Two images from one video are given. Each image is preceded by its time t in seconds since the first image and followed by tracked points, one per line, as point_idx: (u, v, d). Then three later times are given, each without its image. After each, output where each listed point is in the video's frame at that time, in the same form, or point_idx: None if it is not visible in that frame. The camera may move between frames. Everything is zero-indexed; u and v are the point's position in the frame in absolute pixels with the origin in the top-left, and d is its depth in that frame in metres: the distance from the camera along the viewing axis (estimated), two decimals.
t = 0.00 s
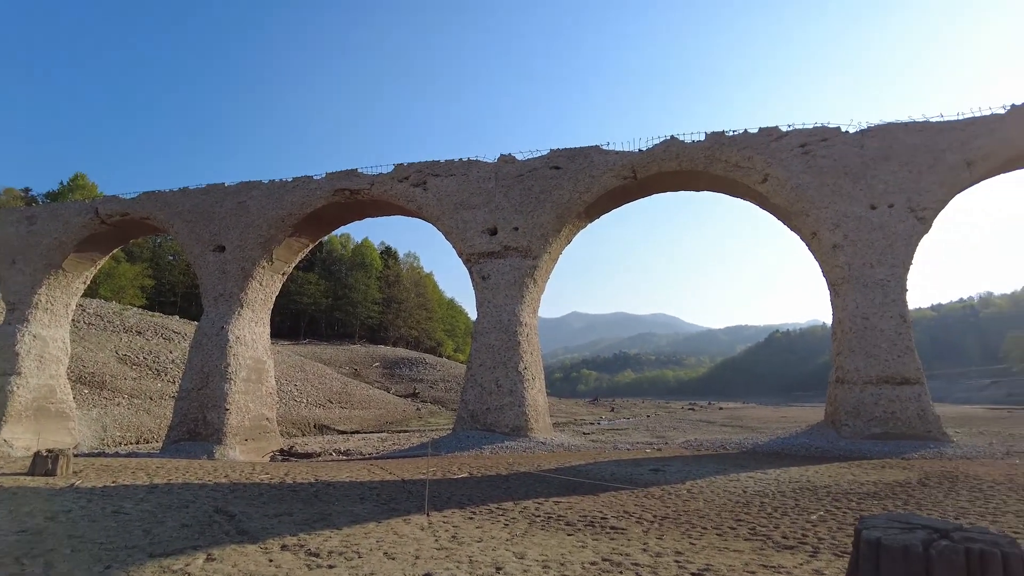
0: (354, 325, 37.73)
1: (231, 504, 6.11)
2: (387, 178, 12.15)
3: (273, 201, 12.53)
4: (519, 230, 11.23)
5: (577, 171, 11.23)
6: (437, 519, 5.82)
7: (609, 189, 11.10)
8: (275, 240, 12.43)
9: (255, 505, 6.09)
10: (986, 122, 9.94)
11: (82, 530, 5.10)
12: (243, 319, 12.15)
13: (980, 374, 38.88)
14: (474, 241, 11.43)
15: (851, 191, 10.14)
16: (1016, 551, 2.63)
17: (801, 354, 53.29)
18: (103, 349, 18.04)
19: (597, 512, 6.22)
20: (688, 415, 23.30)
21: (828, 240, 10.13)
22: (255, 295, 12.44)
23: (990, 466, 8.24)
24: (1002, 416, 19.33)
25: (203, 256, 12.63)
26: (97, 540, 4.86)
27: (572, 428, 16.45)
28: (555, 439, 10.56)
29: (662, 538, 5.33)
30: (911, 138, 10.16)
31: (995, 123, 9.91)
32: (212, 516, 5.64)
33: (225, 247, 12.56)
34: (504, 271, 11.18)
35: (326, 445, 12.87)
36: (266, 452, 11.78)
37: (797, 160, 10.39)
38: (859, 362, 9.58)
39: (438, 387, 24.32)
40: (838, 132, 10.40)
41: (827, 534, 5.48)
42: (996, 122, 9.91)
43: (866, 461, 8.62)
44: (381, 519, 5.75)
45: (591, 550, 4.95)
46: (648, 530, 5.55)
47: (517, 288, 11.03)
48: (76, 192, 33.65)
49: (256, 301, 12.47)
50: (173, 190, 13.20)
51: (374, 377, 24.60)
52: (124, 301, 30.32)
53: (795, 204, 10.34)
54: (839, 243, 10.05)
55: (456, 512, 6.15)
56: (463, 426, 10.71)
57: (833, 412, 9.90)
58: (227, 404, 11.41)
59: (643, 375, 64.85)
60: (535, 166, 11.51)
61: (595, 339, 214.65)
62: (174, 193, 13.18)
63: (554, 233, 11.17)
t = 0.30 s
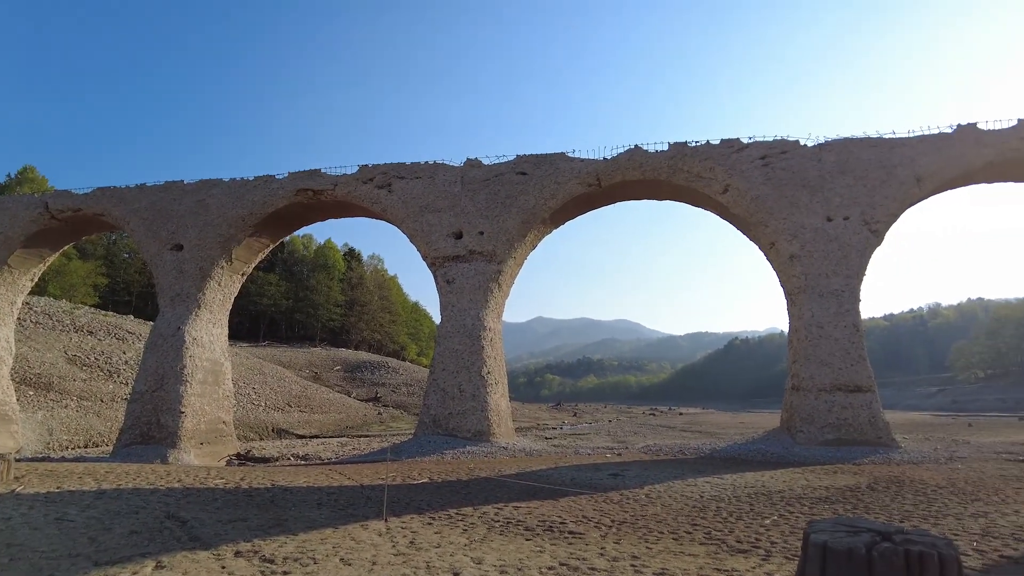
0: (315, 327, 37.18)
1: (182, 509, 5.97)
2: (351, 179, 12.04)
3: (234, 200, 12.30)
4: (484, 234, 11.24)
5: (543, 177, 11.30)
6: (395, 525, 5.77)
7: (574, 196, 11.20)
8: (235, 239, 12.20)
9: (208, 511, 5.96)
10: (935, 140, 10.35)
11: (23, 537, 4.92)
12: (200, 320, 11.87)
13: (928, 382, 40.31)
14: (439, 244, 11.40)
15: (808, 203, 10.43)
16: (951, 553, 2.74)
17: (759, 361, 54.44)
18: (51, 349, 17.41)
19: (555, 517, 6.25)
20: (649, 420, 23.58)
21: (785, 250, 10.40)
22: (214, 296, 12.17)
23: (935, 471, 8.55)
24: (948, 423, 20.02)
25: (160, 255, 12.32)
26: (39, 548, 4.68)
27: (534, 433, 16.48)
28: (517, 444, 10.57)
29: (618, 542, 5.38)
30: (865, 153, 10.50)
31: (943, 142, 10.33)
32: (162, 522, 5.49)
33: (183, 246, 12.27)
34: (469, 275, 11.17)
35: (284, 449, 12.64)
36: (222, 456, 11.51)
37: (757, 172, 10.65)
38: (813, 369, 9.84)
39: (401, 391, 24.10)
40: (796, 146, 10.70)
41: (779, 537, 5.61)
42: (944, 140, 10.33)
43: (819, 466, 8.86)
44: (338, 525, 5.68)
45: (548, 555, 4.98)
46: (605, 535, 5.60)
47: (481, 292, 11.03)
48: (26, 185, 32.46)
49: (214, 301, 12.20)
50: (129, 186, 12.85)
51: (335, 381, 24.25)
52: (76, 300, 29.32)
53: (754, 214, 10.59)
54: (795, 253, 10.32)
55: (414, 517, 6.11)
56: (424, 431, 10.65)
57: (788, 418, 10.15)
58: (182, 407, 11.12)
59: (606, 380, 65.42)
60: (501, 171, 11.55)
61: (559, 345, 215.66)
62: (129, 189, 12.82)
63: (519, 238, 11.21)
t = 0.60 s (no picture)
0: (276, 329, 36.56)
1: (133, 516, 5.80)
2: (315, 180, 11.89)
3: (193, 198, 12.03)
4: (450, 238, 11.23)
5: (508, 181, 11.34)
6: (354, 530, 5.71)
7: (539, 201, 11.27)
8: (193, 239, 11.93)
9: (160, 517, 5.81)
10: (887, 154, 10.73)
11: None
12: (156, 321, 11.56)
13: (880, 388, 41.56)
14: (403, 247, 11.33)
15: (767, 212, 10.69)
16: (895, 554, 2.84)
17: (720, 366, 55.40)
18: None
19: (516, 521, 6.27)
20: (611, 424, 23.75)
21: (744, 258, 10.64)
22: (170, 296, 11.87)
23: (885, 474, 8.83)
24: (898, 428, 20.65)
25: (114, 254, 11.96)
26: None
27: (498, 437, 16.46)
28: (480, 448, 10.56)
29: (578, 546, 5.42)
30: (822, 164, 10.82)
31: (894, 156, 10.72)
32: (111, 530, 5.33)
33: (139, 245, 11.94)
34: (433, 278, 11.13)
35: (242, 454, 12.38)
36: (178, 461, 11.22)
37: (718, 181, 10.88)
38: (770, 375, 10.08)
39: (363, 395, 23.82)
40: (756, 156, 10.96)
41: (735, 540, 5.72)
42: (896, 155, 10.72)
43: (775, 470, 9.06)
44: (295, 531, 5.59)
45: (508, 559, 4.99)
46: (564, 539, 5.64)
47: (445, 296, 11.00)
48: None
49: (171, 302, 11.90)
50: (82, 182, 12.46)
51: (296, 384, 23.85)
52: (24, 299, 28.24)
53: (715, 223, 10.81)
54: (754, 261, 10.57)
55: (374, 522, 6.05)
56: (386, 435, 10.56)
57: (746, 422, 10.37)
58: (135, 410, 10.81)
59: (570, 385, 65.73)
60: (467, 175, 11.55)
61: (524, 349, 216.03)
62: (83, 185, 12.43)
63: (484, 242, 11.22)
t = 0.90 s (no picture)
0: (235, 332, 35.86)
1: (81, 524, 5.61)
2: (278, 180, 11.71)
3: (151, 196, 11.74)
4: (415, 241, 11.18)
5: (475, 186, 11.35)
6: (313, 536, 5.63)
7: (505, 206, 11.30)
8: (151, 238, 11.62)
9: (110, 525, 5.64)
10: (844, 167, 11.06)
11: None
12: (110, 321, 11.22)
13: (836, 394, 42.67)
14: (368, 249, 11.23)
15: (728, 221, 10.92)
16: (843, 555, 2.93)
17: (682, 371, 56.17)
18: None
19: (477, 526, 6.26)
20: (575, 428, 23.85)
21: (706, 266, 10.84)
22: (126, 296, 11.54)
23: (838, 477, 9.08)
24: (853, 433, 21.23)
25: (66, 252, 11.58)
26: None
27: (461, 442, 16.39)
28: (442, 453, 10.51)
29: (539, 550, 5.45)
30: (782, 175, 11.09)
31: (851, 169, 11.05)
32: (57, 539, 5.15)
33: (93, 243, 11.58)
34: (398, 282, 11.06)
35: (198, 459, 12.08)
36: (131, 466, 10.89)
37: (681, 189, 11.08)
38: (730, 381, 10.28)
39: (325, 399, 23.46)
40: (718, 166, 11.18)
41: (693, 543, 5.82)
42: (852, 167, 11.06)
43: (733, 474, 9.23)
44: (252, 537, 5.49)
45: (468, 565, 4.99)
46: (525, 543, 5.65)
47: (410, 300, 10.94)
48: None
49: (126, 302, 11.57)
50: (33, 177, 12.03)
51: (255, 388, 23.37)
52: None
53: (677, 230, 11.00)
54: (715, 269, 10.78)
55: (333, 528, 5.98)
56: (347, 440, 10.44)
57: (706, 427, 10.55)
58: (86, 414, 10.46)
59: (535, 389, 65.86)
60: (434, 178, 11.52)
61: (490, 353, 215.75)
62: (34, 180, 12.00)
63: (450, 246, 11.20)
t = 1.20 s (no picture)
0: (196, 333, 35.04)
1: (28, 532, 5.42)
2: (241, 179, 11.51)
3: (108, 193, 11.42)
4: (381, 243, 11.10)
5: (443, 188, 11.33)
6: (272, 542, 5.54)
7: (473, 210, 11.31)
8: (108, 236, 11.30)
9: (59, 533, 5.46)
10: (804, 176, 11.35)
11: None
12: (63, 321, 10.86)
13: (796, 398, 43.59)
14: (333, 251, 11.11)
15: (692, 228, 11.11)
16: (797, 555, 3.01)
17: (647, 375, 56.78)
18: None
19: (441, 530, 6.24)
20: (540, 432, 23.91)
21: (670, 271, 11.01)
22: (80, 296, 11.19)
23: (796, 480, 9.29)
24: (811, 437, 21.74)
25: (18, 249, 11.18)
26: None
27: (426, 446, 16.28)
28: (407, 457, 10.44)
29: (501, 554, 5.46)
30: (745, 184, 11.33)
31: (811, 179, 11.34)
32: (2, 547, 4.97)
33: (46, 240, 11.21)
34: (363, 284, 10.96)
35: (155, 463, 11.77)
36: (83, 471, 10.54)
37: (646, 196, 11.23)
38: (692, 385, 10.45)
39: (287, 402, 23.07)
40: (683, 174, 11.37)
41: (654, 545, 5.89)
42: (812, 177, 11.36)
43: (695, 476, 9.37)
44: (209, 543, 5.37)
45: (430, 568, 4.97)
46: (488, 547, 5.65)
47: (375, 302, 10.84)
48: None
49: (81, 302, 11.22)
50: None
51: (216, 391, 22.87)
52: None
53: (643, 236, 11.14)
54: (679, 275, 10.96)
55: (293, 533, 5.89)
56: (310, 444, 10.30)
57: (668, 431, 10.70)
58: (36, 417, 10.10)
59: (501, 393, 65.79)
60: (401, 180, 11.46)
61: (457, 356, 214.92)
62: None
63: (417, 248, 11.14)
